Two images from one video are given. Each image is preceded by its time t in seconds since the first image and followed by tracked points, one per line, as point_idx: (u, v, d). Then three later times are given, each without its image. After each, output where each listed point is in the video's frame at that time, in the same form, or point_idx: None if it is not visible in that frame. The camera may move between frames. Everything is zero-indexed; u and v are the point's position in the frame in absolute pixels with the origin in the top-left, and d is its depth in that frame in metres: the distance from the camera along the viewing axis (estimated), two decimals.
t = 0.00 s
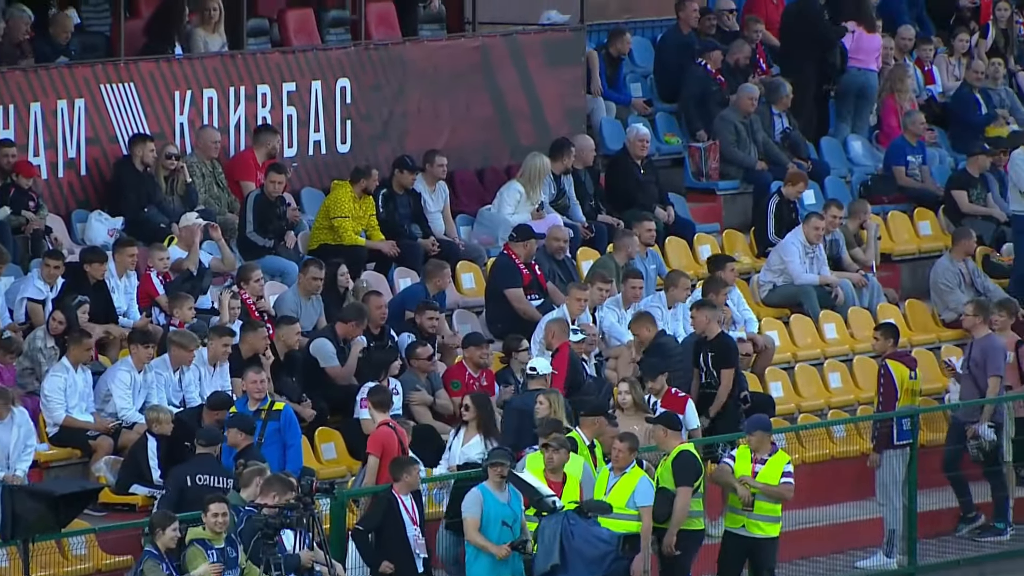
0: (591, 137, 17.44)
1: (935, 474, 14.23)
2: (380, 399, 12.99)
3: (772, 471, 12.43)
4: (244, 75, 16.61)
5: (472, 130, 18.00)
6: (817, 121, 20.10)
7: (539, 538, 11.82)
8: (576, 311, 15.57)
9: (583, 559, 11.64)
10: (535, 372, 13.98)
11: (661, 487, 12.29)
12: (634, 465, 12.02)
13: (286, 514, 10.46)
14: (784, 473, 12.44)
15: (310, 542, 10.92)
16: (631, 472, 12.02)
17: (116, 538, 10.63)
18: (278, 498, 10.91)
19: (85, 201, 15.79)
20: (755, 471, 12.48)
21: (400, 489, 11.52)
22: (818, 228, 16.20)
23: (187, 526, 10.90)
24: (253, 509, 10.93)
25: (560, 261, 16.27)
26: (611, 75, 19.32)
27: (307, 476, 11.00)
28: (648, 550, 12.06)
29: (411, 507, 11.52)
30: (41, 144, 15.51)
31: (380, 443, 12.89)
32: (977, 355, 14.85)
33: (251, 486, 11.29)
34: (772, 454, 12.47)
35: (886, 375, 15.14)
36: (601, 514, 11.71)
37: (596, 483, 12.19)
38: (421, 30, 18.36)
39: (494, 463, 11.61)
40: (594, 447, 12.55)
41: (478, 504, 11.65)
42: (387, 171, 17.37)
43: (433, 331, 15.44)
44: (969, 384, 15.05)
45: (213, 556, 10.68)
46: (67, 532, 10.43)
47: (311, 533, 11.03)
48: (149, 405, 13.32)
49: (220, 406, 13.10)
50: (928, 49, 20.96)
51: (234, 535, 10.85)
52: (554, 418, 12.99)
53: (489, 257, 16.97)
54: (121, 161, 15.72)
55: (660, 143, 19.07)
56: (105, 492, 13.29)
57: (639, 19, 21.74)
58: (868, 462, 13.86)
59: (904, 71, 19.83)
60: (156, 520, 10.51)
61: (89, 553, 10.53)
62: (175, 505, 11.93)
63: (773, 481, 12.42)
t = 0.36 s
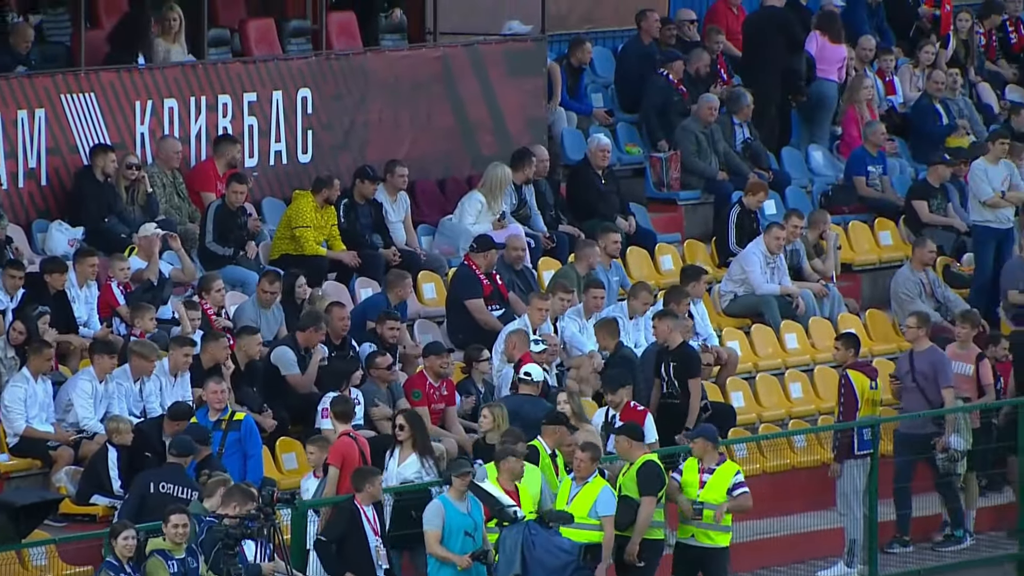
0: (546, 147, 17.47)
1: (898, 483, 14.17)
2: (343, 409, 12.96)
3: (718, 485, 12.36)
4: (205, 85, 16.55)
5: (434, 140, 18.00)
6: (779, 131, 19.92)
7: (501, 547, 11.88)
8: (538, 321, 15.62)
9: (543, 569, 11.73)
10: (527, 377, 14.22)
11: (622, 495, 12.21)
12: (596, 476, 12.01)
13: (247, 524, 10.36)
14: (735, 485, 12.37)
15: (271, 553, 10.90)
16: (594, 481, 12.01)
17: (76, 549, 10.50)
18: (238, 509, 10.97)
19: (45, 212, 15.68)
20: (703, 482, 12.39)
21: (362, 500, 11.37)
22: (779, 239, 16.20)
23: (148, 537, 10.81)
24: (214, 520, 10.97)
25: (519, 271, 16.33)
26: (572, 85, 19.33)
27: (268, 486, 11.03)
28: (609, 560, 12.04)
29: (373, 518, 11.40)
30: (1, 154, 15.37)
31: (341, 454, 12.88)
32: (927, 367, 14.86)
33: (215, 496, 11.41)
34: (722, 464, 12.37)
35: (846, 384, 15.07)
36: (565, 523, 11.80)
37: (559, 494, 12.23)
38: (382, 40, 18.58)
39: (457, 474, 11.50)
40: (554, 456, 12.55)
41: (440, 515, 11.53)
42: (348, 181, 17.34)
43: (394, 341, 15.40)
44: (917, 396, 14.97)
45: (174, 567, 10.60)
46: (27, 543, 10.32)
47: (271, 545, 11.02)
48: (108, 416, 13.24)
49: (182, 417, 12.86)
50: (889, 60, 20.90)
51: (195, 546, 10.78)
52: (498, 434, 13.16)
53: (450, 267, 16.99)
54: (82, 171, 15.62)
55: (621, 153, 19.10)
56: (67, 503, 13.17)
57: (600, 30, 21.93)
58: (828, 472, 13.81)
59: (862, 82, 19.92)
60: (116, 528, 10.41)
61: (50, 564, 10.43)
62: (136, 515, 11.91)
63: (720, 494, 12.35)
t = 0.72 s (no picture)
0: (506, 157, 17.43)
1: (860, 493, 14.12)
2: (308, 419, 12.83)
3: (665, 493, 12.40)
4: (168, 96, 16.53)
5: (397, 150, 18.00)
6: (743, 141, 19.93)
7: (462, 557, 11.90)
8: (501, 331, 15.49)
9: None
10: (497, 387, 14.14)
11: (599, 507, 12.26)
12: (558, 486, 12.07)
13: (209, 535, 10.64)
14: (682, 494, 12.41)
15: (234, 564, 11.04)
16: (558, 492, 12.06)
17: (39, 560, 10.63)
18: (201, 520, 11.02)
19: (8, 222, 15.61)
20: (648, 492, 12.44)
21: (326, 510, 11.37)
22: (741, 248, 16.29)
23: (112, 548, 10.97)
24: (177, 530, 11.00)
25: (480, 282, 16.31)
26: (535, 95, 19.36)
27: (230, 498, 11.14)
28: (571, 570, 12.13)
29: (337, 529, 11.41)
30: None
31: (303, 464, 12.71)
32: (871, 375, 14.92)
33: (177, 507, 11.48)
34: (669, 475, 12.43)
35: (810, 396, 14.64)
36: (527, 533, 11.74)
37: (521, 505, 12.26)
38: (346, 50, 18.52)
39: (421, 484, 11.50)
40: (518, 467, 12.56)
41: (403, 526, 11.50)
42: (311, 191, 17.32)
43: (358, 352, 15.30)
44: (861, 404, 15.01)
45: None
46: None
47: (232, 558, 11.12)
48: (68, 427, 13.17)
49: (144, 428, 12.75)
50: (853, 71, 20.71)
51: (158, 557, 10.93)
52: (444, 445, 12.93)
53: (414, 277, 16.95)
54: (44, 182, 15.55)
55: (585, 164, 19.14)
56: (29, 514, 13.13)
57: (563, 40, 21.99)
58: (791, 482, 13.79)
59: (824, 92, 20.01)
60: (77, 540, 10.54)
61: None
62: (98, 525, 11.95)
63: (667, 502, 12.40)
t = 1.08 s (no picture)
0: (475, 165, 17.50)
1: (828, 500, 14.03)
2: (276, 427, 12.79)
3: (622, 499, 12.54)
4: (136, 103, 16.50)
5: (366, 158, 18.00)
6: (713, 147, 20.01)
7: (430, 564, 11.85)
8: (471, 338, 15.48)
9: None
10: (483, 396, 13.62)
11: (579, 511, 12.33)
12: (525, 493, 12.10)
13: (178, 542, 10.72)
14: (636, 501, 12.51)
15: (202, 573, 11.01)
16: (525, 498, 12.11)
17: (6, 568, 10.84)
18: (170, 527, 10.93)
19: None
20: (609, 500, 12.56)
21: (297, 517, 11.41)
22: (710, 255, 16.40)
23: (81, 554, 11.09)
24: (145, 538, 10.87)
25: (448, 288, 16.29)
26: (504, 103, 19.38)
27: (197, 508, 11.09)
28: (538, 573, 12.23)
29: (309, 536, 11.43)
30: None
31: (271, 471, 12.68)
32: (826, 387, 14.73)
33: (143, 515, 11.49)
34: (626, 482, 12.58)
35: (779, 403, 14.67)
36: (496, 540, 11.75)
37: (488, 511, 12.28)
38: (315, 57, 18.53)
39: (389, 491, 11.50)
40: (486, 472, 12.48)
41: (372, 534, 11.53)
42: (279, 199, 17.30)
43: (327, 358, 15.27)
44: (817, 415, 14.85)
45: None
46: None
47: (200, 563, 11.05)
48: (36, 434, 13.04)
49: (110, 433, 12.74)
50: (820, 78, 20.85)
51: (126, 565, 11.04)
52: (388, 458, 13.07)
53: (383, 285, 16.94)
54: (12, 189, 15.48)
55: (553, 171, 19.17)
56: None
57: (532, 47, 22.05)
58: (761, 489, 13.70)
59: (793, 98, 19.99)
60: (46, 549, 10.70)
61: None
62: (64, 533, 11.91)
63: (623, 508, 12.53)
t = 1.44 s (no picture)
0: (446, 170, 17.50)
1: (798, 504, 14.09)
2: (246, 431, 12.72)
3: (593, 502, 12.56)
4: (106, 107, 16.46)
5: (336, 161, 17.99)
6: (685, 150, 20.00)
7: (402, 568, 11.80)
8: (441, 343, 15.36)
9: None
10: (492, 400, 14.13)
11: (549, 514, 12.34)
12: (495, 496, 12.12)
13: (147, 547, 10.84)
14: (605, 504, 12.54)
15: None
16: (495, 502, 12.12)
17: None
18: (140, 531, 10.95)
19: None
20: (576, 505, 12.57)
21: (280, 520, 11.46)
22: (680, 258, 16.44)
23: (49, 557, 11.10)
24: (115, 541, 10.98)
25: (418, 293, 16.32)
26: (474, 107, 19.39)
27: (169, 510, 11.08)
28: None
29: (290, 539, 11.48)
30: None
31: (240, 476, 12.66)
32: (788, 395, 14.81)
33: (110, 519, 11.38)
34: (596, 485, 12.59)
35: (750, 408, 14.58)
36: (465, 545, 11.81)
37: (458, 516, 12.27)
38: (285, 61, 18.52)
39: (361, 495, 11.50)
40: (454, 476, 12.49)
41: (342, 538, 11.52)
42: (249, 203, 17.27)
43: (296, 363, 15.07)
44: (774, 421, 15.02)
45: None
46: None
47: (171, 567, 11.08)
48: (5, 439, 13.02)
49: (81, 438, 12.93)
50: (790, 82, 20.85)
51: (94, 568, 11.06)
52: (329, 460, 13.24)
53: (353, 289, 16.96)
54: None
55: (524, 175, 19.20)
56: None
57: (502, 51, 22.06)
58: (731, 493, 13.71)
59: (764, 103, 19.92)
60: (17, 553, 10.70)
61: None
62: (31, 540, 11.90)
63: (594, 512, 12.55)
